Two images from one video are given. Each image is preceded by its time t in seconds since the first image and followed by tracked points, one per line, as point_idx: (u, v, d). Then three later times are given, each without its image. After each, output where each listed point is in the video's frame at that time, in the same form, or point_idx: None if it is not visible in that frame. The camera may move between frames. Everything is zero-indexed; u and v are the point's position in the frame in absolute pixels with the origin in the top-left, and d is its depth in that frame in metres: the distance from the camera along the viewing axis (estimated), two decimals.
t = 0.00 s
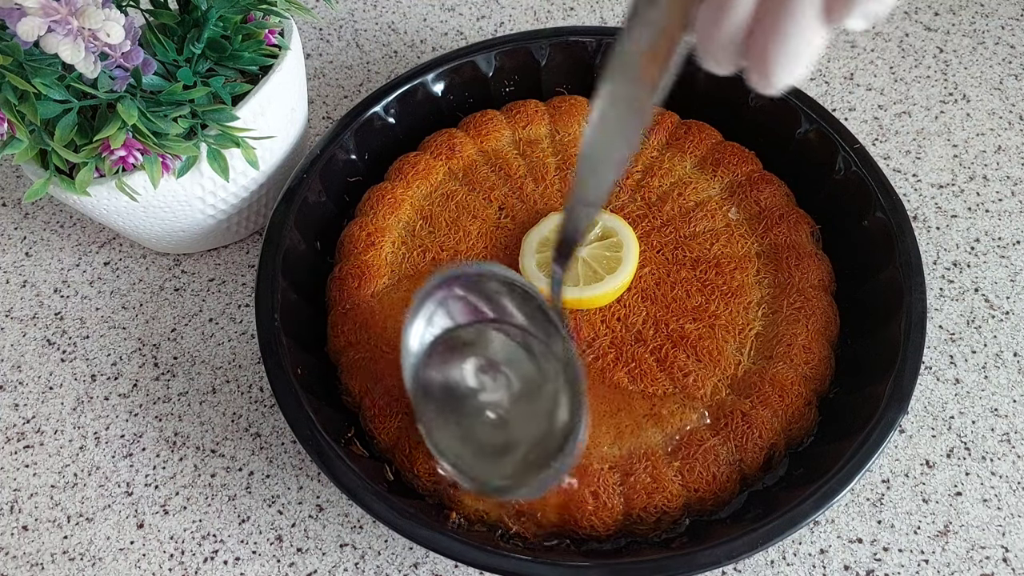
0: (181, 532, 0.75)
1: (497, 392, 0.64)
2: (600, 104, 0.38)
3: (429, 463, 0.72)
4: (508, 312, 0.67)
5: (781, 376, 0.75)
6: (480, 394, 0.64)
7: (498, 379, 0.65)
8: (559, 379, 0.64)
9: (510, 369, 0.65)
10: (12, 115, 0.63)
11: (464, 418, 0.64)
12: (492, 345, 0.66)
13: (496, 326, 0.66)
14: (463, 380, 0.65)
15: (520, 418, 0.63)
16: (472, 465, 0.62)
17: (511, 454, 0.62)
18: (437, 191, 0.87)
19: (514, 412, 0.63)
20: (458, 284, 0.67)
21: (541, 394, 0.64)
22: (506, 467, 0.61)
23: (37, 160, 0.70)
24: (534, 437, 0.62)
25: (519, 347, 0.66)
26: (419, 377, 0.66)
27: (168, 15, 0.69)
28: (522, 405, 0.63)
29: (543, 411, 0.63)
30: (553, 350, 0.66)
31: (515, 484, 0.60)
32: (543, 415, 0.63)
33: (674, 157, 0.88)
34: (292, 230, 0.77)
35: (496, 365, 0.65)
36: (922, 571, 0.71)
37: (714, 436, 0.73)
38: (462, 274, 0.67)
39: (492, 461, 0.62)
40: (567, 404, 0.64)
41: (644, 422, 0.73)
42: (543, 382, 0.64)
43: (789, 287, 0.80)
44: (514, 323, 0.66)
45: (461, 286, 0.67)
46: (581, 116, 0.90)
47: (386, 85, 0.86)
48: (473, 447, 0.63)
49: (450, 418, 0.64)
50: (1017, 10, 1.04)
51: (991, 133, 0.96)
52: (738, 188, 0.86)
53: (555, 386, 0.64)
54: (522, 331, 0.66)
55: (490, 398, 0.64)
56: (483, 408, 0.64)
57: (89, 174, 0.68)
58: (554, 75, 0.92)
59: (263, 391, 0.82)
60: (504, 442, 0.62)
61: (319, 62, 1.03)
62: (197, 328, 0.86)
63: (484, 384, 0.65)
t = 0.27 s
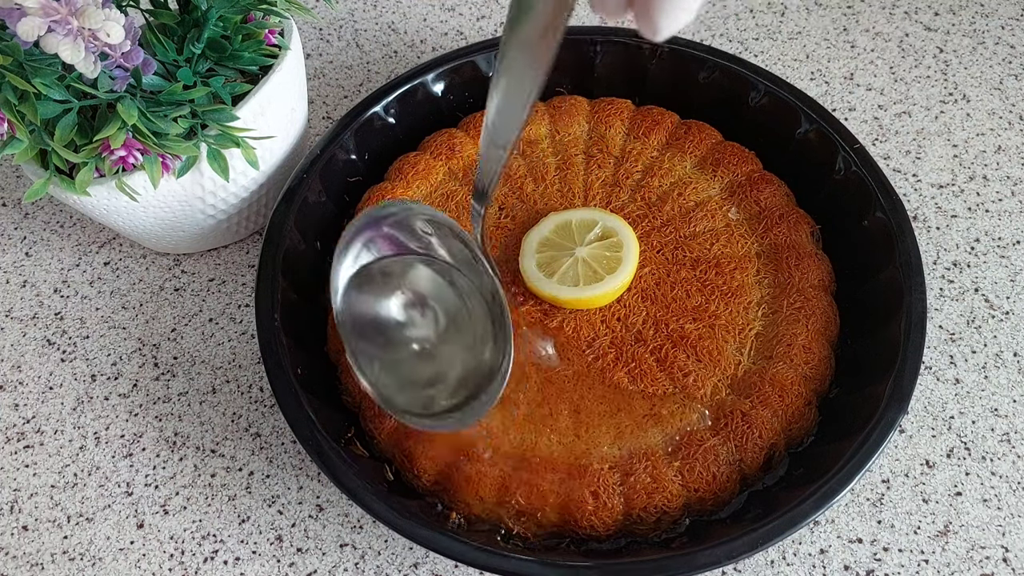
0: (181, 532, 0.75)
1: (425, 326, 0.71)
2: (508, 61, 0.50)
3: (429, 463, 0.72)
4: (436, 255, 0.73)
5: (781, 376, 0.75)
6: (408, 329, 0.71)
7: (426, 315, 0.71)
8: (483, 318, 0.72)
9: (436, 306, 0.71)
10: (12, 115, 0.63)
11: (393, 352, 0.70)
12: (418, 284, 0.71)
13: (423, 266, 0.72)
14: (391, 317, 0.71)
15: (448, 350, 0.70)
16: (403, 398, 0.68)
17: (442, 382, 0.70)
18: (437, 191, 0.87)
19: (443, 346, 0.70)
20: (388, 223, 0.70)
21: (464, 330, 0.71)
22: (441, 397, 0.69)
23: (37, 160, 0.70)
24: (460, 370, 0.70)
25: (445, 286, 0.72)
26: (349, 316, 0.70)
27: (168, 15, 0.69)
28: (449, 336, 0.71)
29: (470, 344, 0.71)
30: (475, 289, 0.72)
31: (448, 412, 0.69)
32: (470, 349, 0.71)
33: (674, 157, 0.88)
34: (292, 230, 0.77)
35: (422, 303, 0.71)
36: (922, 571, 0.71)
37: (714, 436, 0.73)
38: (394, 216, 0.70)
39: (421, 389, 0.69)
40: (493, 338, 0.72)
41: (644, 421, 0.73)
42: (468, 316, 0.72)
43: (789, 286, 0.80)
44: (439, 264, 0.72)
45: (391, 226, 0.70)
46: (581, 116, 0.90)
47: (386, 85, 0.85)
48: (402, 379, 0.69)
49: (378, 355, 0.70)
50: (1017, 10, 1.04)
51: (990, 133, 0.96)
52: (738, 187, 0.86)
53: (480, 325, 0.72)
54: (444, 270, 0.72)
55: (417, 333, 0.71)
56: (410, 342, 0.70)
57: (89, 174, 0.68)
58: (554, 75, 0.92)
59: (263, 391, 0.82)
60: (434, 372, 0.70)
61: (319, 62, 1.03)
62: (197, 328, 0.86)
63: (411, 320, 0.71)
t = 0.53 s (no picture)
0: (181, 532, 0.75)
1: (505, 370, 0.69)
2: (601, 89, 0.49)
3: (429, 463, 0.72)
4: (510, 293, 0.69)
5: (781, 376, 0.75)
6: (487, 375, 0.69)
7: (503, 359, 0.69)
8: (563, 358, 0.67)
9: (517, 348, 0.69)
10: (12, 115, 0.63)
11: (473, 398, 0.69)
12: (496, 326, 0.70)
13: (499, 307, 0.70)
14: (472, 362, 0.70)
15: (527, 394, 0.67)
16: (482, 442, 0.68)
17: (524, 428, 0.67)
18: (437, 192, 0.87)
19: (523, 390, 0.68)
20: (447, 260, 0.69)
21: (546, 374, 0.68)
22: (522, 441, 0.67)
23: (37, 160, 0.70)
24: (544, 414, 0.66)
25: (522, 326, 0.69)
26: (423, 365, 0.70)
27: (168, 15, 0.69)
28: (531, 380, 0.68)
29: (554, 380, 0.67)
30: (556, 328, 0.68)
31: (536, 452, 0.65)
32: (554, 392, 0.67)
33: (674, 157, 0.88)
34: (292, 230, 0.77)
35: (503, 345, 0.69)
36: (922, 571, 0.71)
37: (714, 436, 0.73)
38: (452, 252, 0.69)
39: (501, 435, 0.68)
40: (575, 378, 0.66)
41: (644, 422, 0.74)
42: (546, 351, 0.68)
43: (789, 286, 0.80)
44: (514, 304, 0.69)
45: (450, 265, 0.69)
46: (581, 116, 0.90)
47: (386, 85, 0.85)
48: (484, 425, 0.69)
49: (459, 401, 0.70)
50: (1017, 10, 1.04)
51: (990, 133, 0.96)
52: (738, 187, 0.86)
53: (561, 367, 0.67)
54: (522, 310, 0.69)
55: (499, 378, 0.69)
56: (492, 388, 0.69)
57: (89, 174, 0.68)
58: (554, 75, 0.92)
59: (263, 391, 0.82)
60: (515, 418, 0.67)
61: (319, 62, 1.03)
62: (197, 328, 0.86)
63: (491, 364, 0.69)
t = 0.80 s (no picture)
0: (181, 532, 0.75)
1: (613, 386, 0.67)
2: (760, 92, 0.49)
3: (429, 463, 0.72)
4: (620, 308, 0.67)
5: (780, 376, 0.75)
6: (595, 391, 0.68)
7: (614, 375, 0.67)
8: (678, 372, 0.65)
9: (626, 363, 0.67)
10: (12, 115, 0.63)
11: (581, 417, 0.67)
12: (604, 342, 0.68)
13: (608, 323, 0.68)
14: (578, 377, 0.68)
15: (641, 411, 0.66)
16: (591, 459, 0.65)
17: (643, 445, 0.65)
18: (437, 191, 0.87)
19: (638, 407, 0.66)
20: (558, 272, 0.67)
21: (660, 390, 0.66)
22: (641, 458, 0.64)
23: (37, 160, 0.70)
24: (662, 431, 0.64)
25: (631, 342, 0.67)
26: (529, 383, 0.67)
27: (168, 15, 0.69)
28: (645, 396, 0.66)
29: (669, 399, 0.65)
30: (667, 344, 0.66)
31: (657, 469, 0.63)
32: (670, 409, 0.65)
33: (674, 157, 0.88)
34: (292, 230, 0.77)
35: (610, 361, 0.68)
36: (922, 571, 0.71)
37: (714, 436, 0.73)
38: (564, 266, 0.67)
39: (614, 454, 0.65)
40: (692, 397, 0.63)
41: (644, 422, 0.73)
42: (657, 368, 0.66)
43: (789, 287, 0.80)
44: (624, 321, 0.67)
45: (558, 279, 0.67)
46: (581, 116, 0.90)
47: (386, 85, 0.85)
48: (593, 443, 0.66)
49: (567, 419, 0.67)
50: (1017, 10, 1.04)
51: (991, 133, 0.96)
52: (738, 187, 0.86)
53: (674, 383, 0.65)
54: (631, 325, 0.67)
55: (608, 395, 0.67)
56: (602, 404, 0.67)
57: (89, 174, 0.68)
58: (554, 75, 0.92)
59: (263, 391, 0.82)
60: (630, 435, 0.65)
61: (319, 62, 1.03)
62: (197, 328, 0.86)
63: (600, 380, 0.67)
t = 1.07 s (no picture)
0: (181, 532, 0.75)
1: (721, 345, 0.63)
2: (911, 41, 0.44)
3: (429, 463, 0.72)
4: (728, 264, 0.64)
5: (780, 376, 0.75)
6: (701, 347, 0.63)
7: (720, 332, 0.63)
8: (787, 327, 0.61)
9: (734, 321, 0.63)
10: (12, 115, 0.63)
11: (685, 371, 0.62)
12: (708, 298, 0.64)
13: (715, 280, 0.64)
14: (680, 333, 0.63)
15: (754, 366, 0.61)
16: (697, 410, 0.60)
17: (751, 398, 0.61)
18: (437, 191, 0.87)
19: (747, 362, 0.62)
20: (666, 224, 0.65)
21: (765, 346, 0.62)
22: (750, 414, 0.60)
23: (37, 160, 0.70)
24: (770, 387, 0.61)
25: (738, 298, 0.63)
26: (634, 335, 0.62)
27: (168, 15, 0.69)
28: (751, 352, 0.62)
29: (785, 354, 0.61)
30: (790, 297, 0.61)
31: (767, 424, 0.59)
32: (778, 364, 0.61)
33: (674, 157, 0.88)
34: (292, 229, 0.77)
35: (716, 319, 0.64)
36: (922, 571, 0.71)
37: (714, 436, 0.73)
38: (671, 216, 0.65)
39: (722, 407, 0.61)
40: (808, 351, 0.60)
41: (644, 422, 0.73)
42: (769, 325, 0.62)
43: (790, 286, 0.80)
44: (733, 278, 0.63)
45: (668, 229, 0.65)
46: (581, 116, 0.90)
47: (386, 85, 0.85)
48: (699, 396, 0.61)
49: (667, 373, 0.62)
50: (1017, 10, 1.04)
51: (991, 133, 0.96)
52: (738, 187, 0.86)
53: (778, 339, 0.61)
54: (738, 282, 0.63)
55: (713, 352, 0.63)
56: (708, 361, 0.63)
57: (89, 174, 0.68)
58: (554, 75, 0.92)
59: (263, 391, 0.82)
60: (736, 390, 0.61)
61: (319, 62, 1.03)
62: (197, 328, 0.86)
63: (704, 336, 0.63)
